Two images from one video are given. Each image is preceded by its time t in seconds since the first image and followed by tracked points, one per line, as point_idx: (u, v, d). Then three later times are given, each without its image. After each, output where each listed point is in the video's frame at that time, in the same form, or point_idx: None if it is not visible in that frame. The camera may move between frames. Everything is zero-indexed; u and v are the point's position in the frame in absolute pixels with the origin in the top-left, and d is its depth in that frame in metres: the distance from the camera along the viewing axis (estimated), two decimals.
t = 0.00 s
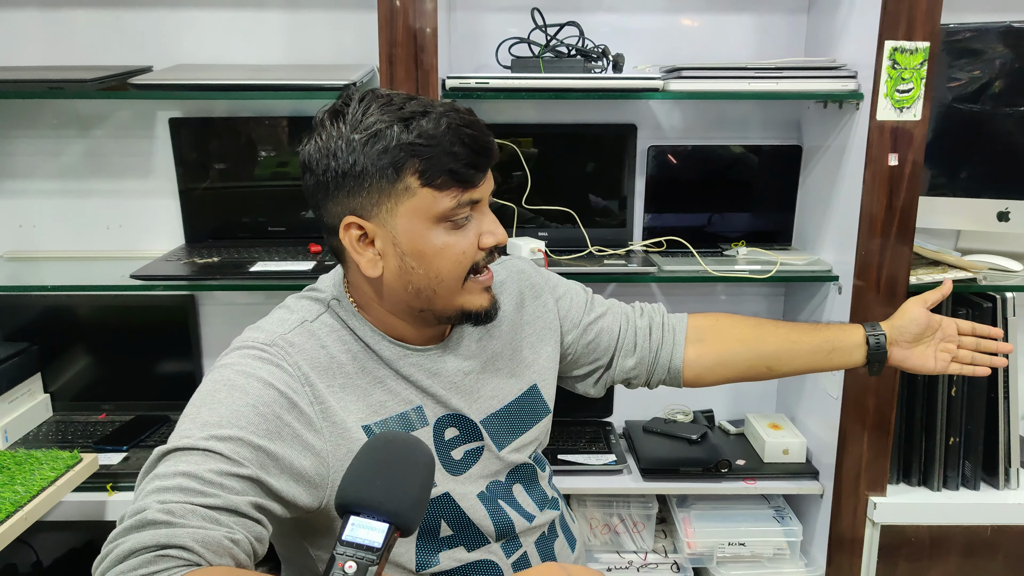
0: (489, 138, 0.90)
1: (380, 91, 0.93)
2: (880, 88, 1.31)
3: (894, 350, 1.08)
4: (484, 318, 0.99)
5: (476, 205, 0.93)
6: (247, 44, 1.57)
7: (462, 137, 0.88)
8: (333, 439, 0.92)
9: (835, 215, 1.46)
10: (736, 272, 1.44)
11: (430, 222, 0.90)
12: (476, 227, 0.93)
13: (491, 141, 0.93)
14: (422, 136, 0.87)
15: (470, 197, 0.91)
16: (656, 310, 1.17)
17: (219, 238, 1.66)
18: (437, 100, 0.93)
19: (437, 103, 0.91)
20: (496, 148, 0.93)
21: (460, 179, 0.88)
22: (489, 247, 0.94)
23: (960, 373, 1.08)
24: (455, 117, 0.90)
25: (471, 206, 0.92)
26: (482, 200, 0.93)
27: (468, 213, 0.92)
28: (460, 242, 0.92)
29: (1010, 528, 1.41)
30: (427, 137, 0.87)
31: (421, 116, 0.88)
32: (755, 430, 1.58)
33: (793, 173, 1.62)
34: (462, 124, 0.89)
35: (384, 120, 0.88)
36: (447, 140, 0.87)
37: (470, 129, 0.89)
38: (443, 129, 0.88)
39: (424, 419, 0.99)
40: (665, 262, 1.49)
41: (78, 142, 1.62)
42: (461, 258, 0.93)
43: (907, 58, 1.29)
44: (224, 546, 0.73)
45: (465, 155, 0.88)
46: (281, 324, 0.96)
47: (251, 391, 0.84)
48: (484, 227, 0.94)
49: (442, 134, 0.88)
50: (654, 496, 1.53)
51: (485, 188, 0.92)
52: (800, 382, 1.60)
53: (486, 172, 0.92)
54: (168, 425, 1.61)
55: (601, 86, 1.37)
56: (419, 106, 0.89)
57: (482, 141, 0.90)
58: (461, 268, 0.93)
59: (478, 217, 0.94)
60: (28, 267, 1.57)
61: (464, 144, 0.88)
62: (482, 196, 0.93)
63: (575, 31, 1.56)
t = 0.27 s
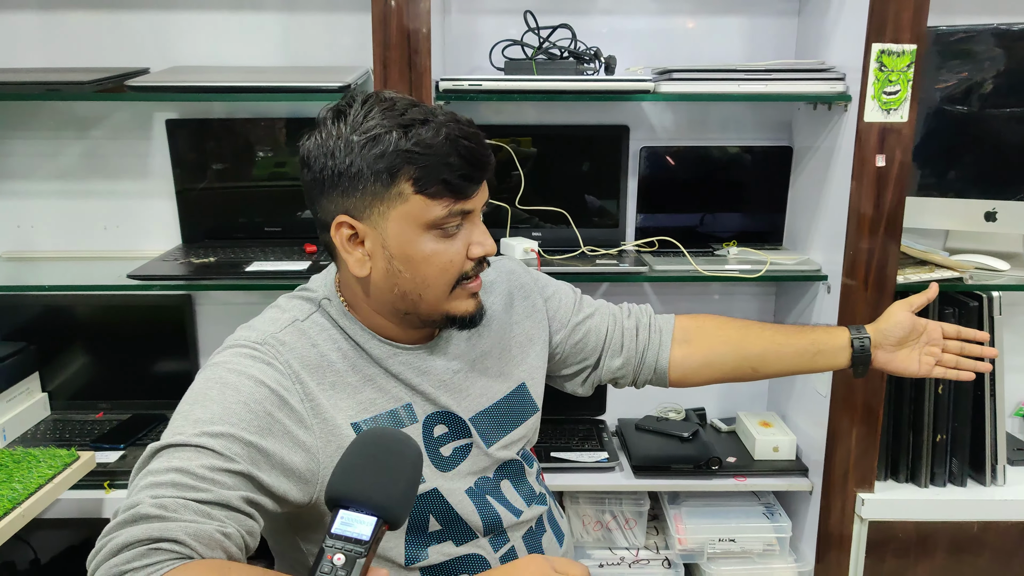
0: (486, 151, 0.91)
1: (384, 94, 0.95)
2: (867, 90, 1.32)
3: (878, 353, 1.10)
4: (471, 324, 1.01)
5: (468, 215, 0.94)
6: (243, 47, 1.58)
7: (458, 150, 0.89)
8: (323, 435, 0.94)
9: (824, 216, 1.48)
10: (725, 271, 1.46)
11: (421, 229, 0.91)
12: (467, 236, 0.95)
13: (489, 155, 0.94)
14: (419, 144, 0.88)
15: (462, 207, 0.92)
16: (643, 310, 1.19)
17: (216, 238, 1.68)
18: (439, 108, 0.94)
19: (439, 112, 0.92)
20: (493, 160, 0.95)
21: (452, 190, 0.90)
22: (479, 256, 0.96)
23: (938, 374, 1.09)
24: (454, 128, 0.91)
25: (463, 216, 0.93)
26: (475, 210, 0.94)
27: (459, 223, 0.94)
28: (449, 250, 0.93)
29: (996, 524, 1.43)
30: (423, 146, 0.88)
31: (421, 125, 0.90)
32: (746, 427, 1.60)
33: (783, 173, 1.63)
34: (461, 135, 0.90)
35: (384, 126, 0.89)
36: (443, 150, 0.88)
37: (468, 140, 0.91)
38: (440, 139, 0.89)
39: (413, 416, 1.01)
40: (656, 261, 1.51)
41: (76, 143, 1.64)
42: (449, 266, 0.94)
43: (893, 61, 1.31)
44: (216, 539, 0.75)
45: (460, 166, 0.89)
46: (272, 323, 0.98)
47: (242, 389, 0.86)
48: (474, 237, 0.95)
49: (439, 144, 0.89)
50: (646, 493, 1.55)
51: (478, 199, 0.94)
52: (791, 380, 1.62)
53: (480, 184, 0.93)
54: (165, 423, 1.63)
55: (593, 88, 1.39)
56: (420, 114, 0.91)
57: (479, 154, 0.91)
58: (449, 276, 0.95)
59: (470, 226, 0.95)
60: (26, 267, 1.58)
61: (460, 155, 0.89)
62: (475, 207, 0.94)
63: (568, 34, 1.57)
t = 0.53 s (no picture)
0: (458, 162, 0.90)
1: (365, 97, 0.95)
2: (836, 92, 1.36)
3: (844, 349, 1.13)
4: (441, 330, 1.01)
5: (439, 224, 0.93)
6: (221, 47, 1.58)
7: (429, 159, 0.89)
8: (301, 434, 0.95)
9: (797, 214, 1.51)
10: (701, 269, 1.49)
11: (387, 235, 0.91)
12: (436, 245, 0.94)
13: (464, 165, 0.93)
14: (388, 152, 0.88)
15: (430, 216, 0.91)
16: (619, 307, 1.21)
17: (195, 239, 1.67)
18: (418, 114, 0.93)
19: (415, 119, 0.92)
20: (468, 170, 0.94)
21: (419, 199, 0.89)
22: (448, 265, 0.95)
23: (902, 365, 1.11)
24: (428, 136, 0.90)
25: (432, 225, 0.92)
26: (446, 219, 0.93)
27: (429, 231, 0.93)
28: (417, 258, 0.93)
29: (964, 513, 1.47)
30: (393, 154, 0.88)
31: (393, 132, 0.89)
32: (723, 422, 1.63)
33: (758, 173, 1.67)
34: (433, 145, 0.90)
35: (356, 131, 0.89)
36: (412, 160, 0.88)
37: (440, 150, 0.90)
38: (411, 147, 0.89)
39: (391, 414, 1.03)
40: (634, 260, 1.53)
41: (51, 144, 1.62)
42: (417, 273, 0.93)
43: (861, 63, 1.34)
44: (189, 538, 0.75)
45: (428, 175, 0.89)
46: (250, 322, 0.98)
47: (219, 388, 0.86)
48: (445, 245, 0.94)
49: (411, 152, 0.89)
50: (626, 488, 1.57)
51: (450, 208, 0.93)
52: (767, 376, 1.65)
53: (451, 194, 0.92)
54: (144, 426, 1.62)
55: (570, 89, 1.41)
56: (395, 121, 0.90)
57: (451, 164, 0.90)
58: (416, 283, 0.94)
59: (440, 235, 0.94)
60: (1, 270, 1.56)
61: (430, 164, 0.89)
62: (447, 216, 0.93)
63: (546, 36, 1.59)
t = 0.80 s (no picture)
0: (374, 182, 0.88)
1: (301, 110, 0.94)
2: (780, 94, 1.40)
3: (807, 364, 1.15)
4: (378, 344, 1.01)
5: (362, 242, 0.91)
6: (172, 47, 1.56)
7: (342, 179, 0.88)
8: (257, 429, 0.95)
9: (744, 212, 1.56)
10: (652, 267, 1.52)
11: (308, 254, 0.91)
12: (363, 262, 0.93)
13: (386, 181, 0.90)
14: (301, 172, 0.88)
15: (350, 235, 0.90)
16: (573, 312, 1.23)
17: (146, 241, 1.65)
18: (344, 127, 0.92)
19: (337, 135, 0.90)
20: (391, 188, 0.91)
21: (335, 220, 0.88)
22: (376, 283, 0.93)
23: (866, 393, 1.12)
24: (348, 154, 0.89)
25: (355, 243, 0.91)
26: (372, 237, 0.92)
27: (353, 249, 0.92)
28: (340, 277, 0.92)
29: (905, 499, 1.54)
30: (308, 173, 0.88)
31: (312, 150, 0.89)
32: (676, 417, 1.67)
33: (708, 172, 1.71)
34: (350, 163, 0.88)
35: (277, 148, 0.89)
36: (324, 179, 0.87)
37: (358, 168, 0.89)
38: (326, 167, 0.88)
39: (348, 410, 1.03)
40: (587, 258, 1.56)
41: None
42: (342, 291, 0.92)
43: (803, 67, 1.38)
44: (143, 535, 0.76)
45: (344, 195, 0.88)
46: (207, 317, 0.99)
47: (175, 384, 0.86)
48: (372, 263, 0.93)
49: (326, 171, 0.88)
50: (581, 483, 1.60)
51: (373, 226, 0.91)
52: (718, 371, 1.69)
53: (373, 212, 0.90)
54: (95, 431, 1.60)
55: (523, 91, 1.43)
56: (314, 138, 0.90)
57: (369, 182, 0.88)
58: (343, 300, 0.93)
59: (367, 253, 0.93)
60: None
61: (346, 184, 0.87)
62: (371, 233, 0.91)
63: (498, 38, 1.61)
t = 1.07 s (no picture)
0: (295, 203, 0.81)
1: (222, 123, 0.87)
2: (709, 96, 1.44)
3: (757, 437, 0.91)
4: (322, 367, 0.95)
5: (293, 266, 0.85)
6: (102, 48, 1.54)
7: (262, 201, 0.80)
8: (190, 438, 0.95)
9: (678, 211, 1.60)
10: (589, 265, 1.55)
11: (236, 281, 0.85)
12: (295, 286, 0.86)
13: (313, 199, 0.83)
14: (220, 196, 0.81)
15: (278, 260, 0.83)
16: (531, 334, 1.08)
17: (79, 245, 1.62)
18: (265, 140, 0.84)
19: (256, 150, 0.83)
20: (318, 205, 0.84)
21: (260, 246, 0.81)
22: (310, 307, 0.87)
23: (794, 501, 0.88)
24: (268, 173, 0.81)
25: (285, 267, 0.84)
26: (303, 259, 0.85)
27: (284, 273, 0.85)
28: (272, 303, 0.85)
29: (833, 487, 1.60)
30: (226, 195, 0.81)
31: (229, 169, 0.81)
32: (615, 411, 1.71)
33: (645, 173, 1.75)
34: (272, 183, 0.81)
35: (192, 169, 0.82)
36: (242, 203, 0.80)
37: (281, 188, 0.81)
38: (247, 189, 0.81)
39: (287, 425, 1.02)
40: (527, 258, 1.59)
41: None
42: (275, 318, 0.86)
43: (731, 70, 1.43)
44: (59, 546, 0.76)
45: (268, 220, 0.81)
46: (149, 319, 0.97)
47: (107, 390, 0.86)
48: (306, 286, 0.86)
49: (246, 192, 0.81)
50: (523, 479, 1.63)
51: (303, 249, 0.84)
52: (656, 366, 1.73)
53: (302, 234, 0.83)
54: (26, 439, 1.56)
55: (459, 94, 1.45)
56: (232, 155, 0.82)
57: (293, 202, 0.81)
58: (277, 327, 0.87)
59: (300, 276, 0.86)
60: None
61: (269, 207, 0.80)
62: (302, 256, 0.85)
63: (435, 40, 1.62)
